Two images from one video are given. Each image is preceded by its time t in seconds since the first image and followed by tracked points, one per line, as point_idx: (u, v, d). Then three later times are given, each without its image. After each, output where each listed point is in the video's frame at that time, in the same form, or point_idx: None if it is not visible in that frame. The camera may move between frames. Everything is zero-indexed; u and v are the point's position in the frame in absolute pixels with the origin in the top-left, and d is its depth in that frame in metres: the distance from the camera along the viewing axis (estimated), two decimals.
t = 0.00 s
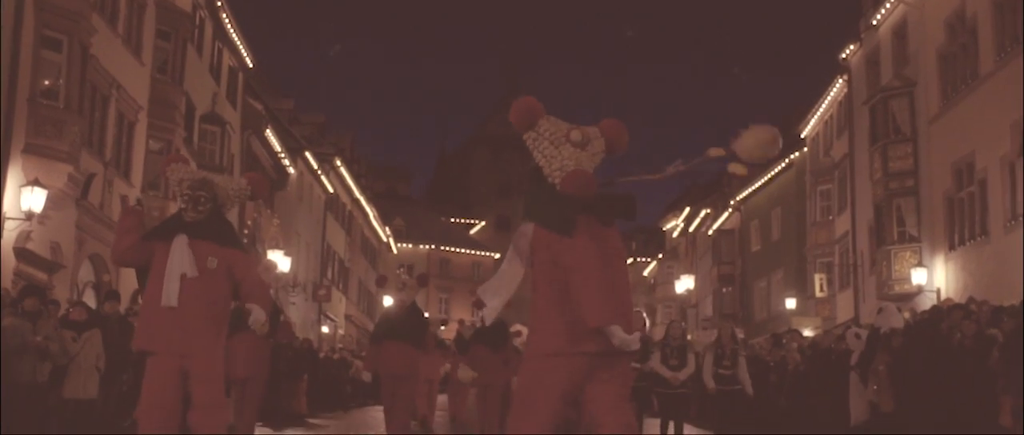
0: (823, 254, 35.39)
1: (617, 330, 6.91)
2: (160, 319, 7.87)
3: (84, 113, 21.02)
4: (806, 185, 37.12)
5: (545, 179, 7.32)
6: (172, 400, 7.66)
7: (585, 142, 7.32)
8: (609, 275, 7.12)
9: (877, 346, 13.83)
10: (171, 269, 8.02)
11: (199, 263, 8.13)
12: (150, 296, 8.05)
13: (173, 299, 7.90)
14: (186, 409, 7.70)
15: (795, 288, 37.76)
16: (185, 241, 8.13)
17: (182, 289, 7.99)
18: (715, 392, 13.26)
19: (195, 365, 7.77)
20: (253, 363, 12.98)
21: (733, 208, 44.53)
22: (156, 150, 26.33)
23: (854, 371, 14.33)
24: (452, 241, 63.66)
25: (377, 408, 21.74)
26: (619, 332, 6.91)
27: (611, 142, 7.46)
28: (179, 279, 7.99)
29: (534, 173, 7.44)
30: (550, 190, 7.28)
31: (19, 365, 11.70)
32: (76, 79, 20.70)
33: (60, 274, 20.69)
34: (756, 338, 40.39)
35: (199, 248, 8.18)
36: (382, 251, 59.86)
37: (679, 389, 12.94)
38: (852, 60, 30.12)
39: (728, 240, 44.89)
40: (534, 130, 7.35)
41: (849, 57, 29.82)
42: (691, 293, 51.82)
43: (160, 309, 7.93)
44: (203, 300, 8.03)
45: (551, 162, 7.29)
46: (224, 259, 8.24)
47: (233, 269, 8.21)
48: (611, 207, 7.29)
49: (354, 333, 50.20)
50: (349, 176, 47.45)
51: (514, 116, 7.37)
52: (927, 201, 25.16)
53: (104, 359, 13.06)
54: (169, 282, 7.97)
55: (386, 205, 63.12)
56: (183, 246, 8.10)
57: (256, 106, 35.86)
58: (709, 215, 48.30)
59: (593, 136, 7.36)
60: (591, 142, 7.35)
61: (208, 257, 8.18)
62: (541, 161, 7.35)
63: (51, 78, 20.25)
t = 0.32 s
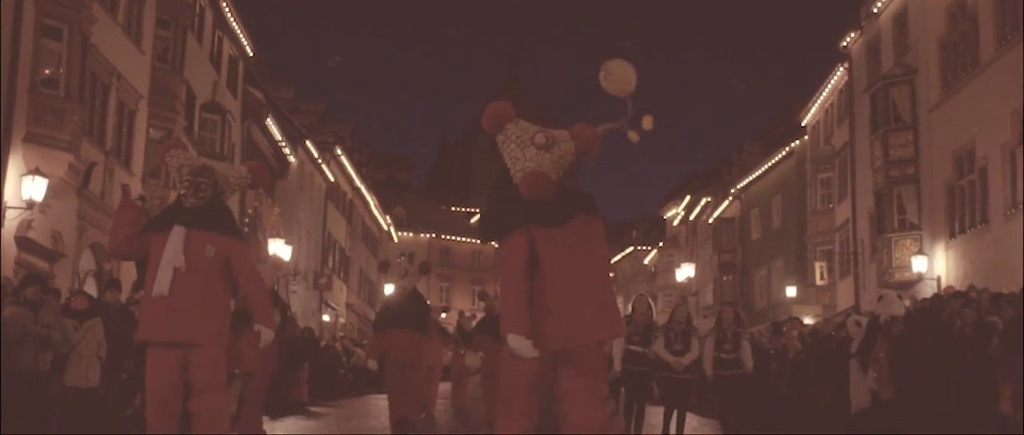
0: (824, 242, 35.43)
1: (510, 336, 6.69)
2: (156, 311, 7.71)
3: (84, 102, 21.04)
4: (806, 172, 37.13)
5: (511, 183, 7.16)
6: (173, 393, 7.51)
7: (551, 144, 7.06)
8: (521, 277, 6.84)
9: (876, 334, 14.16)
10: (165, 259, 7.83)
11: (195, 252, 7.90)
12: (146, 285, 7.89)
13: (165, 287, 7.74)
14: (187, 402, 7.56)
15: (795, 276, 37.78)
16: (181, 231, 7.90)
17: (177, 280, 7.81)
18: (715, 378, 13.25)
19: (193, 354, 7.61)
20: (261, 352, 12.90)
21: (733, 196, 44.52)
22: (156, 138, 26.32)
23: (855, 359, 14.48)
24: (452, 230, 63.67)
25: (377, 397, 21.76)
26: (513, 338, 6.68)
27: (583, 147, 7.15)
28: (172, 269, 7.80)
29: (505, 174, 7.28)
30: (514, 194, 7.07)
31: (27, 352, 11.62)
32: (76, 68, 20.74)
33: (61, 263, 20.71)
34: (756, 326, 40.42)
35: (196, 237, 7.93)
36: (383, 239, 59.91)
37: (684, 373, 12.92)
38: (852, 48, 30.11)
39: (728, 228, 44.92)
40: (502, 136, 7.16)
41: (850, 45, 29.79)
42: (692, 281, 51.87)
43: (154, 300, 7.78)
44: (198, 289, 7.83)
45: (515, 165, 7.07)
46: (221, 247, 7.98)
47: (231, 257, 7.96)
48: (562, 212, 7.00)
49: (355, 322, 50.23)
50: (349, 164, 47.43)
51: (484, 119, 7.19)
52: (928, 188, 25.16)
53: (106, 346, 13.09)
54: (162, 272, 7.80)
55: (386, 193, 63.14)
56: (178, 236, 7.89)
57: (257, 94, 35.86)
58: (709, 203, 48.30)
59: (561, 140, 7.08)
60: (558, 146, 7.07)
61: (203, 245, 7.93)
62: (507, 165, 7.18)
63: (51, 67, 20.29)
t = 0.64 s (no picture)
0: (825, 233, 35.46)
1: (427, 314, 7.09)
2: (151, 303, 7.51)
3: (84, 95, 21.06)
4: (807, 163, 37.14)
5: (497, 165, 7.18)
6: (162, 390, 7.23)
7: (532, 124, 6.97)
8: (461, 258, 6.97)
9: (876, 326, 14.20)
10: (163, 253, 7.61)
11: (194, 245, 7.66)
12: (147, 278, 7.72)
13: (161, 282, 7.54)
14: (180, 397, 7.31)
15: (797, 267, 37.80)
16: (180, 225, 7.69)
17: (174, 272, 7.60)
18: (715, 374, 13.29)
19: (187, 349, 7.33)
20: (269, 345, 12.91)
21: (734, 187, 44.54)
22: (157, 131, 26.33)
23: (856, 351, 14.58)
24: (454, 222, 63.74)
25: (379, 388, 21.78)
26: (428, 317, 7.08)
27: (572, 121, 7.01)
28: (168, 262, 7.59)
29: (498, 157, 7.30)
30: (495, 174, 7.09)
31: (28, 347, 11.64)
32: (76, 61, 20.72)
33: (64, 255, 20.75)
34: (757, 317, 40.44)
35: (194, 232, 7.69)
36: (385, 232, 59.99)
37: (690, 363, 12.98)
38: (853, 39, 30.10)
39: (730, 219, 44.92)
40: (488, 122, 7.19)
41: (850, 36, 29.80)
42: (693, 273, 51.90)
43: (154, 293, 7.55)
44: (194, 283, 7.60)
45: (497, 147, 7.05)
46: (220, 239, 7.71)
47: (231, 251, 7.68)
48: (533, 187, 6.94)
49: (356, 314, 50.30)
50: (350, 155, 47.42)
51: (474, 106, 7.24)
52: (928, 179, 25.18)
53: (107, 336, 13.19)
54: (159, 265, 7.59)
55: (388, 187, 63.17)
56: (177, 230, 7.67)
57: (258, 87, 35.87)
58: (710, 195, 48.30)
59: (544, 119, 6.98)
60: (540, 126, 6.97)
61: (201, 237, 7.68)
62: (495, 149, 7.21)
63: (52, 60, 20.30)
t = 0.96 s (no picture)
0: (826, 223, 35.48)
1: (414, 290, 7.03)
2: (150, 303, 7.24)
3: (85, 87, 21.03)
4: (808, 153, 37.13)
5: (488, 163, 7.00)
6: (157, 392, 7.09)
7: (528, 123, 6.78)
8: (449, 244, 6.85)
9: (877, 316, 14.13)
10: (163, 251, 7.37)
11: (194, 244, 7.44)
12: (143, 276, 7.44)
13: (160, 279, 7.27)
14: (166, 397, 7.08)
15: (798, 257, 37.81)
16: (181, 224, 7.49)
17: (174, 271, 7.33)
18: (718, 363, 12.96)
19: (185, 351, 7.10)
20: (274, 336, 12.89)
21: (736, 178, 44.53)
22: (158, 123, 26.34)
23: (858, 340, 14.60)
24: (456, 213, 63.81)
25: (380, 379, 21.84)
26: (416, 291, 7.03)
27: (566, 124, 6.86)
28: (168, 259, 7.34)
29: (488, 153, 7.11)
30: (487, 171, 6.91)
31: (28, 339, 11.61)
32: (76, 53, 20.67)
33: (65, 248, 20.77)
34: (759, 307, 40.50)
35: (193, 231, 7.47)
36: (386, 223, 60.05)
37: (695, 359, 12.96)
38: (854, 29, 30.05)
39: (732, 209, 44.91)
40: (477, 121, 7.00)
41: (851, 26, 29.74)
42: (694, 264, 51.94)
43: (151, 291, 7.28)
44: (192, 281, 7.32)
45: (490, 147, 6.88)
46: (220, 240, 7.50)
47: (231, 250, 7.49)
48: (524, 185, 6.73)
49: (358, 305, 50.39)
50: (351, 147, 47.42)
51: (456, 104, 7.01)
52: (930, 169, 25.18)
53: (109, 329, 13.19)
54: (159, 264, 7.33)
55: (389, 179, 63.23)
56: (178, 229, 7.47)
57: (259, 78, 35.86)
58: (712, 185, 48.27)
59: (537, 119, 6.80)
60: (533, 126, 6.79)
61: (202, 237, 7.47)
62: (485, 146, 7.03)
63: (52, 52, 20.25)
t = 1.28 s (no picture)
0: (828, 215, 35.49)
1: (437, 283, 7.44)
2: (145, 302, 7.10)
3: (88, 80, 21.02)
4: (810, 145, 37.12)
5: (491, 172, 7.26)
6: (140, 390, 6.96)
7: (525, 130, 7.05)
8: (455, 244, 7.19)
9: (881, 308, 14.14)
10: (163, 252, 7.18)
11: (197, 250, 7.29)
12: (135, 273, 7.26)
13: (158, 282, 7.12)
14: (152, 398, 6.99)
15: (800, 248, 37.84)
16: (186, 229, 7.29)
17: (174, 274, 7.19)
18: (723, 349, 13.02)
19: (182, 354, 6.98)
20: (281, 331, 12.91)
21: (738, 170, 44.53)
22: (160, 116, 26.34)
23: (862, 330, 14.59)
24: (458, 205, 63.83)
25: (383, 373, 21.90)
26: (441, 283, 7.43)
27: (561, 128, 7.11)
28: (168, 260, 7.18)
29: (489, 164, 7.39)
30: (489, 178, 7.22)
31: (33, 332, 11.64)
32: (78, 47, 20.64)
33: (67, 241, 20.77)
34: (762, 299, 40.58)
35: (200, 242, 7.28)
36: (388, 216, 60.06)
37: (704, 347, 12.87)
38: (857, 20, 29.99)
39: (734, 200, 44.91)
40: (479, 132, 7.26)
41: (854, 17, 29.68)
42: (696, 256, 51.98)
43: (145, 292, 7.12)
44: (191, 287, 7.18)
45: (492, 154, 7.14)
46: (223, 254, 7.39)
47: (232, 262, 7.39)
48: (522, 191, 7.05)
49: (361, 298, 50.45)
50: (354, 140, 47.41)
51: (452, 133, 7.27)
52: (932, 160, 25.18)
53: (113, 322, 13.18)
54: (158, 264, 7.16)
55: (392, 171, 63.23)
56: (181, 234, 7.26)
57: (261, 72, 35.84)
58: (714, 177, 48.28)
59: (535, 125, 7.07)
60: (532, 131, 7.07)
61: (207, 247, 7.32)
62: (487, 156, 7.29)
63: (53, 46, 20.23)
